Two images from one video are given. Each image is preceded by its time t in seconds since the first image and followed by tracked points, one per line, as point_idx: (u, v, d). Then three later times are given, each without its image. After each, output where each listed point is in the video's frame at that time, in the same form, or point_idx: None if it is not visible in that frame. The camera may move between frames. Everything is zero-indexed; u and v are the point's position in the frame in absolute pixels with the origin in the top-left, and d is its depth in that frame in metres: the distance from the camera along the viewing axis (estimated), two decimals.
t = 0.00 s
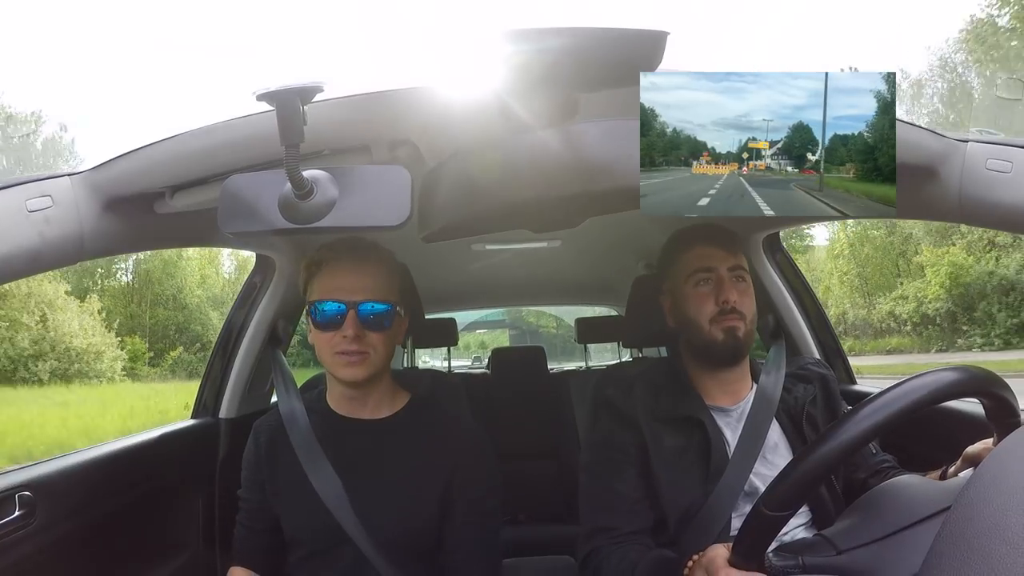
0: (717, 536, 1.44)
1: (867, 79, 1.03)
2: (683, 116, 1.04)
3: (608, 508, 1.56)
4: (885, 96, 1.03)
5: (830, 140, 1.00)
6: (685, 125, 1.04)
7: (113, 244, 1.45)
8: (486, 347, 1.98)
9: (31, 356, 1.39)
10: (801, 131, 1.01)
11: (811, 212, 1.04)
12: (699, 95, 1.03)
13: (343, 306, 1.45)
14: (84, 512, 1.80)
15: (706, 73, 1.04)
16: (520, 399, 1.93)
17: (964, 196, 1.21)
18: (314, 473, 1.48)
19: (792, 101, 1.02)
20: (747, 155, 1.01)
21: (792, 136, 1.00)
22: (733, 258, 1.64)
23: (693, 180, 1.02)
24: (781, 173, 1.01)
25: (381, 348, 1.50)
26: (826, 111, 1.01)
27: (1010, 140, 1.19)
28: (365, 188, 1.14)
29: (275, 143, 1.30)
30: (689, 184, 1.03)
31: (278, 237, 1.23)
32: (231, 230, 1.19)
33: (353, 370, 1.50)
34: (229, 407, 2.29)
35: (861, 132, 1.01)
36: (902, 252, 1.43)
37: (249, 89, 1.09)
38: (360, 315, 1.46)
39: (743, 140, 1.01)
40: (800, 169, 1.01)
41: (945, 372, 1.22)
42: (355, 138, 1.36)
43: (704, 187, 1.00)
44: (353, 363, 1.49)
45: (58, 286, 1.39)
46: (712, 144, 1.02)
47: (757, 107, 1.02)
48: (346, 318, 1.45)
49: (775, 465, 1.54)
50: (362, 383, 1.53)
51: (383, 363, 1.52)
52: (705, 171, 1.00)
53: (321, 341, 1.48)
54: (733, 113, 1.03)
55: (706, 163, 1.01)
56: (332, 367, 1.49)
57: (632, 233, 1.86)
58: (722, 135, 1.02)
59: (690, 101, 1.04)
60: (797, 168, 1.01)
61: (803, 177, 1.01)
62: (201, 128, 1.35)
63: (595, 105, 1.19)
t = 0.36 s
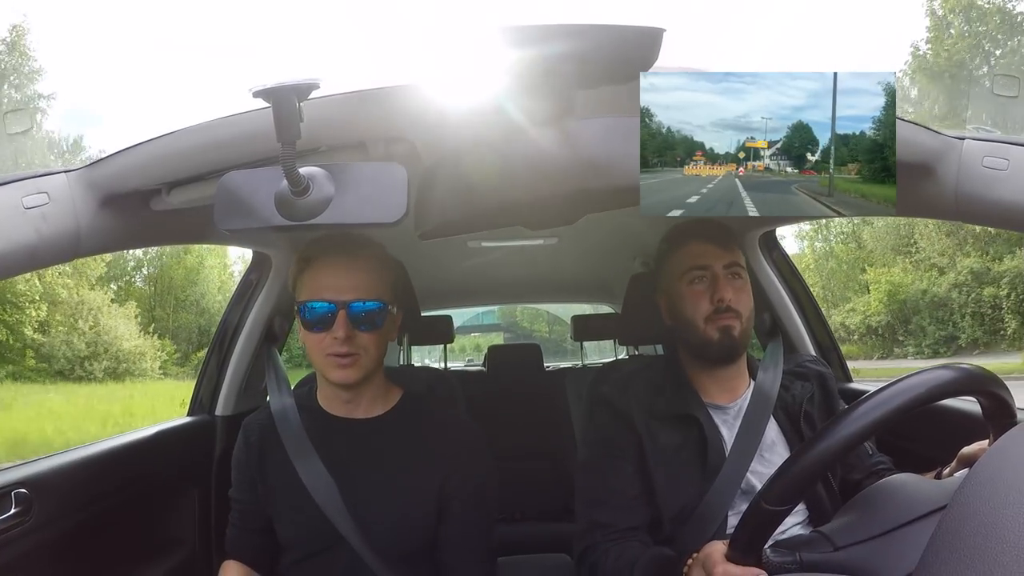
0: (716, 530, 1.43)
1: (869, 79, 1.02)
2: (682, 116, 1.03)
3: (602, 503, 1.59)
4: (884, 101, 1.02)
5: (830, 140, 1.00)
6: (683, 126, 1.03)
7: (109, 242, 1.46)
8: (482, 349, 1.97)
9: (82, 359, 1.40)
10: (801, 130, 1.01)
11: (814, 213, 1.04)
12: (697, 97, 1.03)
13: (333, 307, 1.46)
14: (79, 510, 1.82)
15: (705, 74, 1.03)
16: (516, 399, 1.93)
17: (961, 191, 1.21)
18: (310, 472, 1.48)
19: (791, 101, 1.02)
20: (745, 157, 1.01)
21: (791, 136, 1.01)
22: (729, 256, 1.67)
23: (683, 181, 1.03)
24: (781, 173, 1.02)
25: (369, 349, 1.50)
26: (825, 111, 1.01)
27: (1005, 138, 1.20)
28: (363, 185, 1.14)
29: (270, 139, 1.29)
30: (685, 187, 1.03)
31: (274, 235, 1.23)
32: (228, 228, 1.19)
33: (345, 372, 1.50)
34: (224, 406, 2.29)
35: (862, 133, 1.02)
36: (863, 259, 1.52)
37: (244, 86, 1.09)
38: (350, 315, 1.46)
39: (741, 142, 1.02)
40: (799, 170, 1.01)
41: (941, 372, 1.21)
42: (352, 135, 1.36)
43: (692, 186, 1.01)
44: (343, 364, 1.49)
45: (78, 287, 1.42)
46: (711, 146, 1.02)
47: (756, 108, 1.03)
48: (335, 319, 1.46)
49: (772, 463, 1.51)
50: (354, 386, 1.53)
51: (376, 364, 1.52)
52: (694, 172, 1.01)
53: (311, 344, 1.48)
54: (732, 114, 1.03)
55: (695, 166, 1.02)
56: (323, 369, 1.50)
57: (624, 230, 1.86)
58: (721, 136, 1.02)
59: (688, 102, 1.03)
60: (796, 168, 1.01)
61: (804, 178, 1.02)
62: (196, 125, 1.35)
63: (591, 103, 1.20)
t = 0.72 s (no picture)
0: (707, 535, 1.43)
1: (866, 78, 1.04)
2: (681, 116, 1.04)
3: (599, 499, 1.60)
4: (882, 102, 1.05)
5: (830, 141, 1.01)
6: (683, 127, 1.04)
7: (107, 247, 1.46)
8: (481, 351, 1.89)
9: (122, 363, 1.36)
10: (801, 129, 1.01)
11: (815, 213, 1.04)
12: (696, 97, 1.04)
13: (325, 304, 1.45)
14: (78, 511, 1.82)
15: (703, 75, 1.04)
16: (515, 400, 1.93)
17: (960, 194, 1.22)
18: (307, 473, 1.49)
19: (790, 101, 1.03)
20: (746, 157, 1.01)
21: (792, 137, 1.01)
22: (700, 260, 1.60)
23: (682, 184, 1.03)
24: (781, 174, 1.01)
25: (363, 346, 1.50)
26: (825, 111, 1.02)
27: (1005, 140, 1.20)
28: (361, 188, 1.14)
29: (268, 143, 1.29)
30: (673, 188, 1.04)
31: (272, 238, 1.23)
32: (225, 231, 1.19)
33: (338, 368, 1.50)
34: (223, 409, 2.30)
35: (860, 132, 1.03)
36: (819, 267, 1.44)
37: (242, 90, 1.09)
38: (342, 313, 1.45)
39: (740, 142, 1.02)
40: (800, 170, 1.01)
41: (939, 373, 1.21)
42: (349, 139, 1.34)
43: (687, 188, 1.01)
44: (335, 362, 1.49)
45: (112, 297, 1.39)
46: (710, 147, 1.01)
47: (756, 109, 1.03)
48: (325, 314, 1.45)
49: (767, 462, 1.53)
50: (348, 382, 1.52)
51: (370, 360, 1.51)
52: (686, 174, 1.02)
53: (305, 341, 1.48)
54: (732, 114, 1.03)
55: (687, 167, 1.02)
56: (317, 366, 1.50)
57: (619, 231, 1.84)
58: (720, 136, 1.02)
59: (687, 103, 1.04)
60: (797, 169, 1.01)
61: (804, 178, 1.01)
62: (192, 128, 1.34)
63: (588, 107, 1.21)
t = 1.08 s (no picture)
0: (705, 535, 1.44)
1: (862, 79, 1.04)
2: (681, 118, 1.04)
3: (599, 499, 1.56)
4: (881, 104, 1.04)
5: (830, 141, 1.01)
6: (683, 128, 1.04)
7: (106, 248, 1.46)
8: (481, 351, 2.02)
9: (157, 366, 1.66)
10: (802, 128, 1.01)
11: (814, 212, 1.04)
12: (696, 98, 1.04)
13: (323, 298, 1.45)
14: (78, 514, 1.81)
15: (702, 76, 1.04)
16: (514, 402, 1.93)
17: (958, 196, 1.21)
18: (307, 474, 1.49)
19: (789, 102, 1.02)
20: (745, 157, 1.01)
21: (793, 136, 1.01)
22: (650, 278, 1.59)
23: (671, 186, 1.05)
24: (782, 174, 1.02)
25: (358, 342, 1.48)
26: (824, 111, 1.02)
27: (1001, 141, 1.20)
28: (361, 189, 1.14)
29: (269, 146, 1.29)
30: (665, 190, 1.05)
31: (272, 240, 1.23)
32: (225, 232, 1.19)
33: (334, 361, 1.49)
34: (222, 410, 2.29)
35: (861, 129, 1.02)
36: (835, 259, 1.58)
37: (242, 91, 1.09)
38: (342, 309, 1.45)
39: (739, 143, 1.02)
40: (802, 170, 1.01)
41: (938, 375, 1.21)
42: (351, 140, 1.34)
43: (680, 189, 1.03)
44: (329, 354, 1.48)
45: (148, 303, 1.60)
46: (711, 147, 1.01)
47: (755, 109, 1.03)
48: (324, 310, 1.45)
49: (764, 465, 1.56)
50: (345, 378, 1.51)
51: (365, 356, 1.50)
52: (676, 175, 1.04)
53: (304, 334, 1.48)
54: (732, 115, 1.03)
55: (677, 167, 1.05)
56: (313, 359, 1.49)
57: (619, 235, 1.82)
58: (720, 137, 1.02)
59: (687, 104, 1.04)
60: (798, 169, 1.01)
61: (806, 178, 1.01)
62: (198, 127, 1.35)
63: (586, 109, 1.20)
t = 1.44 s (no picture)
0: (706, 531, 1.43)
1: (862, 79, 1.04)
2: (682, 118, 1.04)
3: (598, 500, 1.58)
4: (877, 101, 1.04)
5: (831, 139, 1.01)
6: (684, 127, 1.04)
7: (104, 250, 1.46)
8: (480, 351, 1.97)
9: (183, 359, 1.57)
10: (803, 126, 1.01)
11: (821, 212, 1.06)
12: (696, 98, 1.03)
13: (327, 299, 1.45)
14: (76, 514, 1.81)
15: (703, 76, 1.04)
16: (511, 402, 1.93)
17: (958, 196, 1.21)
18: (304, 474, 1.49)
19: (790, 101, 1.02)
20: (746, 156, 1.01)
21: (795, 134, 1.01)
22: (659, 276, 1.59)
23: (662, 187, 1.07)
24: (783, 173, 1.03)
25: (363, 345, 1.50)
26: (825, 110, 1.01)
27: (999, 142, 1.21)
28: (359, 189, 1.14)
29: (263, 143, 1.29)
30: (656, 190, 1.07)
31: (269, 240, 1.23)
32: (224, 233, 1.19)
33: (339, 362, 1.50)
34: (220, 411, 2.30)
35: (862, 128, 1.03)
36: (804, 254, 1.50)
37: (241, 91, 1.09)
38: (346, 309, 1.45)
39: (740, 142, 1.02)
40: (804, 169, 1.02)
41: (936, 375, 1.22)
42: (349, 139, 1.34)
43: (671, 189, 1.04)
44: (333, 357, 1.50)
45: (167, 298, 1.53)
46: (711, 147, 1.01)
47: (756, 108, 1.02)
48: (328, 311, 1.45)
49: (761, 466, 1.53)
50: (349, 380, 1.53)
51: (366, 359, 1.51)
52: (669, 175, 1.06)
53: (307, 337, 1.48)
54: (732, 114, 1.02)
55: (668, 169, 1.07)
56: (317, 361, 1.50)
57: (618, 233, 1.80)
58: (720, 137, 1.02)
59: (687, 104, 1.04)
60: (799, 168, 1.02)
61: (810, 178, 1.03)
62: (196, 129, 1.35)
63: (583, 108, 1.20)
